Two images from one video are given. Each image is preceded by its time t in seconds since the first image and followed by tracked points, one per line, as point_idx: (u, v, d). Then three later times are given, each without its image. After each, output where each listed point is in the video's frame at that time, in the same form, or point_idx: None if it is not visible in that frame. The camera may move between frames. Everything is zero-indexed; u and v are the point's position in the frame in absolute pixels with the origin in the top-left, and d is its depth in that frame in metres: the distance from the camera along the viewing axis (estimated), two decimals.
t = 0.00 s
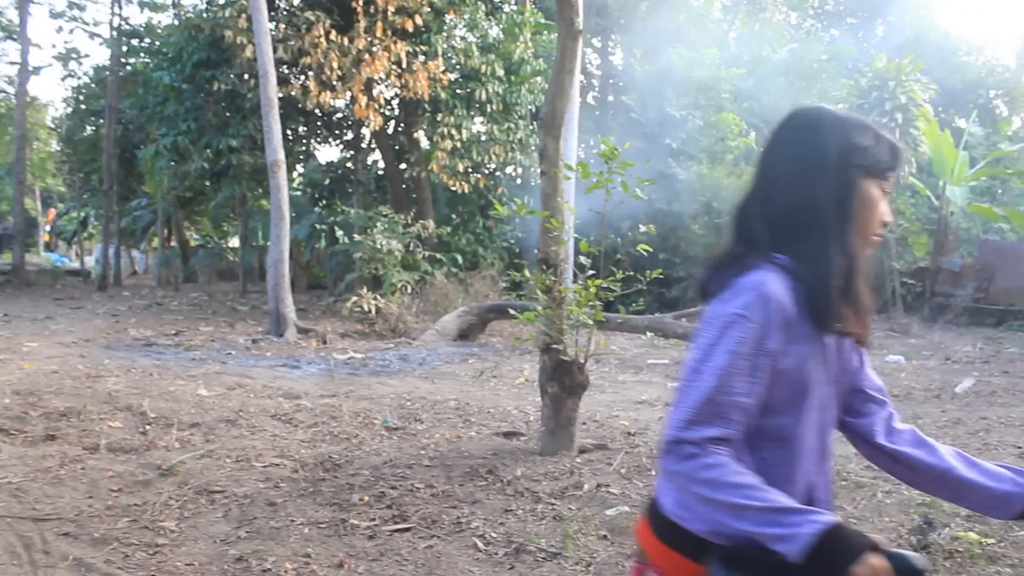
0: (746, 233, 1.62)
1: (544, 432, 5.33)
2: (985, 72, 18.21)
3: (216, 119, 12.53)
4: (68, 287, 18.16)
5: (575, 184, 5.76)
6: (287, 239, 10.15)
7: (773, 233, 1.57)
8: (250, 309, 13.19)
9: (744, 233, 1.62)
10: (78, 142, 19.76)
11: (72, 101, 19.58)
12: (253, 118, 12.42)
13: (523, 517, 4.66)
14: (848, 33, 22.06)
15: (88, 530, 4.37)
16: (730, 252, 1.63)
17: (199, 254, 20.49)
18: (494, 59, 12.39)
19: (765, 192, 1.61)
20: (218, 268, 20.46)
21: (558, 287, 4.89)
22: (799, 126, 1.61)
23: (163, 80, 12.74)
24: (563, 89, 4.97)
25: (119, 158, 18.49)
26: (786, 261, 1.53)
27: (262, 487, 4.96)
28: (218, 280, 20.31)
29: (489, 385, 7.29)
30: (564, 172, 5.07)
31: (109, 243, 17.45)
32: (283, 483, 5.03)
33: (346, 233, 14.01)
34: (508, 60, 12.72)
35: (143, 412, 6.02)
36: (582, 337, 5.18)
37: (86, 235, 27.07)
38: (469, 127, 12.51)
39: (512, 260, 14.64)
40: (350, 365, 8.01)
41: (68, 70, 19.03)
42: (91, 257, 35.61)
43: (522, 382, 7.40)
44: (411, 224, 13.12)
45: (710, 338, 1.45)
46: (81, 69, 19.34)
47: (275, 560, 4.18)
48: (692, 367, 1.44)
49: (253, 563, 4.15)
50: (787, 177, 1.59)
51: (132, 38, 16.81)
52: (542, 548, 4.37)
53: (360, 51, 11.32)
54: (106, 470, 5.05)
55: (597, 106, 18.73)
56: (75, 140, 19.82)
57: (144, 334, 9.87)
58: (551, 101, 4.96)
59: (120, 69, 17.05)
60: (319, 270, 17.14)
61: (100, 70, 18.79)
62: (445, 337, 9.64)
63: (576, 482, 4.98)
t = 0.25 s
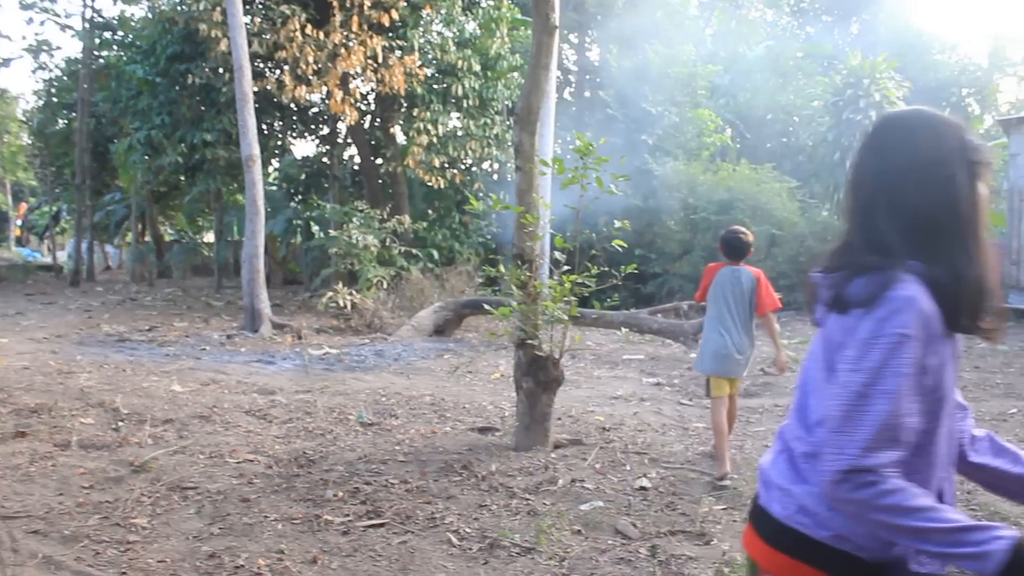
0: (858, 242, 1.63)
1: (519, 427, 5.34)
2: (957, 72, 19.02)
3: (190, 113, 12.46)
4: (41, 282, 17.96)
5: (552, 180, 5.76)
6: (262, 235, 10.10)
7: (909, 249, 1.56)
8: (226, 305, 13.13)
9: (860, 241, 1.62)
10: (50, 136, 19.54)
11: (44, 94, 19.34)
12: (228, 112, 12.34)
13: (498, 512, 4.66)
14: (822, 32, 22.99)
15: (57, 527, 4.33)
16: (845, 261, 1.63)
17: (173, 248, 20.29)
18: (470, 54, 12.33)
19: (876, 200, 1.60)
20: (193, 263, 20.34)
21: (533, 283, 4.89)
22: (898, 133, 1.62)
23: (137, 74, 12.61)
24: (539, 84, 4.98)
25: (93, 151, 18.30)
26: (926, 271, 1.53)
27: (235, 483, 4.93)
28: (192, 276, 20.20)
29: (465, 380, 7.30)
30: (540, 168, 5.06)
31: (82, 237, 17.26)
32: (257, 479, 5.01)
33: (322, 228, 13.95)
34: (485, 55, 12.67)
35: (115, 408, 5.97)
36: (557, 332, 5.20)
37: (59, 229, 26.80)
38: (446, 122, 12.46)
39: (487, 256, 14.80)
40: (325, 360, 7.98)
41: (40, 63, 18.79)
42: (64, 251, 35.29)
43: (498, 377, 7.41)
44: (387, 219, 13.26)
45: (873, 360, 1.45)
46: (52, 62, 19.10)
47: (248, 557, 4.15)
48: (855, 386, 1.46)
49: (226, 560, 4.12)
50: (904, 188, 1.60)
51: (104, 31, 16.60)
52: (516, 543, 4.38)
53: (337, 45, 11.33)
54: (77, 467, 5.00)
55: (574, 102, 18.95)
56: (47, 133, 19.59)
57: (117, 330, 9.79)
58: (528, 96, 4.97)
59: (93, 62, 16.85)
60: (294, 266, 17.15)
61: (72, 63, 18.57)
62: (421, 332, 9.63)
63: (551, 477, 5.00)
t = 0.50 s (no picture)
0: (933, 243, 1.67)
1: (492, 424, 5.34)
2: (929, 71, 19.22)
3: (162, 107, 12.36)
4: (11, 279, 17.74)
5: (526, 176, 5.74)
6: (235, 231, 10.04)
7: (995, 248, 1.61)
8: (198, 301, 13.04)
9: (935, 245, 1.66)
10: (19, 130, 19.28)
11: (12, 87, 19.06)
12: (200, 107, 12.25)
13: (469, 508, 4.67)
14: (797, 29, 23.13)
15: (23, 526, 4.28)
16: (922, 263, 1.67)
17: (145, 244, 20.11)
18: (445, 50, 12.30)
19: (961, 205, 1.65)
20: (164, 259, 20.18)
21: (506, 279, 4.88)
22: (976, 140, 1.67)
23: (108, 67, 12.47)
24: (512, 81, 4.97)
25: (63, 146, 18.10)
26: (1015, 273, 1.58)
27: (205, 481, 4.90)
28: (164, 271, 20.05)
29: (437, 377, 7.31)
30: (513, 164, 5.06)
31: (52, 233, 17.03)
32: (227, 476, 4.98)
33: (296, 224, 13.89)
34: (459, 52, 12.71)
35: (85, 405, 5.91)
36: (530, 329, 5.21)
37: (27, 225, 26.45)
38: (420, 119, 12.43)
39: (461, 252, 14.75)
40: (297, 357, 7.95)
41: (8, 55, 18.52)
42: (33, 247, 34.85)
43: (471, 374, 7.42)
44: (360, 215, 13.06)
45: (994, 362, 1.47)
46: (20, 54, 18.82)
47: (218, 554, 4.12)
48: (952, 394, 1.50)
49: (196, 558, 4.08)
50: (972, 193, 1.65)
51: (74, 24, 16.39)
52: (487, 539, 4.37)
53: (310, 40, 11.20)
54: (44, 465, 4.94)
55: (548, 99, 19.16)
56: (15, 127, 19.33)
57: (87, 326, 9.69)
58: (500, 93, 4.97)
59: (63, 55, 16.64)
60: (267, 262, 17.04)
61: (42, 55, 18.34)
62: (394, 329, 9.63)
63: (523, 474, 5.01)
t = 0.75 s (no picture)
0: (986, 244, 1.85)
1: (454, 421, 5.36)
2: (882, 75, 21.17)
3: (120, 102, 12.20)
4: None
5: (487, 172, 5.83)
6: (195, 227, 9.94)
7: None
8: (157, 299, 12.88)
9: (989, 244, 1.84)
10: None
11: None
12: (159, 102, 12.09)
13: (431, 505, 4.66)
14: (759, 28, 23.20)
15: None
16: (981, 261, 1.84)
17: (103, 241, 19.79)
18: (407, 46, 12.24)
19: (1009, 204, 1.85)
20: (122, 257, 19.90)
21: (468, 276, 4.88)
22: (1011, 147, 1.88)
23: (64, 61, 12.28)
24: (474, 78, 4.97)
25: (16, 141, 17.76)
26: None
27: (164, 480, 4.84)
28: (122, 269, 19.76)
29: (400, 374, 7.31)
30: (475, 161, 5.06)
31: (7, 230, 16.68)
32: (187, 475, 4.92)
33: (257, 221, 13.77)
34: (422, 48, 12.76)
35: (41, 405, 5.80)
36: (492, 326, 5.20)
37: None
38: (383, 115, 12.38)
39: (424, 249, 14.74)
40: (258, 355, 7.88)
41: None
42: None
43: (433, 371, 7.42)
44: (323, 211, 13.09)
45: None
46: None
47: (177, 554, 4.07)
48: None
49: (154, 558, 4.03)
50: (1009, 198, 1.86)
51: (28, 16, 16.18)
52: (449, 536, 4.37)
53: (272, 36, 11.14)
54: None
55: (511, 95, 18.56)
56: None
57: (43, 325, 9.54)
58: (462, 90, 4.97)
59: (17, 48, 16.35)
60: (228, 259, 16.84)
61: None
62: (356, 326, 9.60)
63: (484, 470, 5.03)
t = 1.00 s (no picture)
0: (985, 231, 2.14)
1: (414, 418, 5.35)
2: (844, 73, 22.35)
3: (76, 96, 12.05)
4: None
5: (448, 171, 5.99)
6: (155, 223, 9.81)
7: None
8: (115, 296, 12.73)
9: (992, 231, 2.13)
10: None
11: None
12: (117, 96, 11.97)
13: (391, 503, 4.64)
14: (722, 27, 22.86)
15: None
16: (983, 246, 2.12)
17: (60, 238, 19.38)
18: (371, 42, 12.24)
19: (998, 195, 2.15)
20: (80, 253, 19.63)
21: (429, 273, 4.86)
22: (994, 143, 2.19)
23: (19, 53, 12.10)
24: (436, 74, 4.96)
25: None
26: None
27: (121, 480, 4.77)
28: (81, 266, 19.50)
29: (361, 371, 7.29)
30: (436, 158, 5.04)
31: None
32: (144, 474, 4.85)
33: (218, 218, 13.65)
34: (385, 44, 12.72)
35: None
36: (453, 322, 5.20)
37: None
38: (345, 111, 12.34)
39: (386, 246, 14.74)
40: (217, 352, 7.80)
41: None
42: None
43: (394, 368, 7.42)
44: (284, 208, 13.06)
45: None
46: None
47: (132, 555, 4.02)
48: None
49: (108, 559, 3.97)
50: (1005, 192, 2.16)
51: None
52: (409, 534, 4.35)
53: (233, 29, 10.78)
54: None
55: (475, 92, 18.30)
56: None
57: None
58: (424, 86, 4.94)
59: None
60: (188, 256, 16.64)
61: None
62: (317, 323, 9.56)
63: (445, 468, 5.02)
